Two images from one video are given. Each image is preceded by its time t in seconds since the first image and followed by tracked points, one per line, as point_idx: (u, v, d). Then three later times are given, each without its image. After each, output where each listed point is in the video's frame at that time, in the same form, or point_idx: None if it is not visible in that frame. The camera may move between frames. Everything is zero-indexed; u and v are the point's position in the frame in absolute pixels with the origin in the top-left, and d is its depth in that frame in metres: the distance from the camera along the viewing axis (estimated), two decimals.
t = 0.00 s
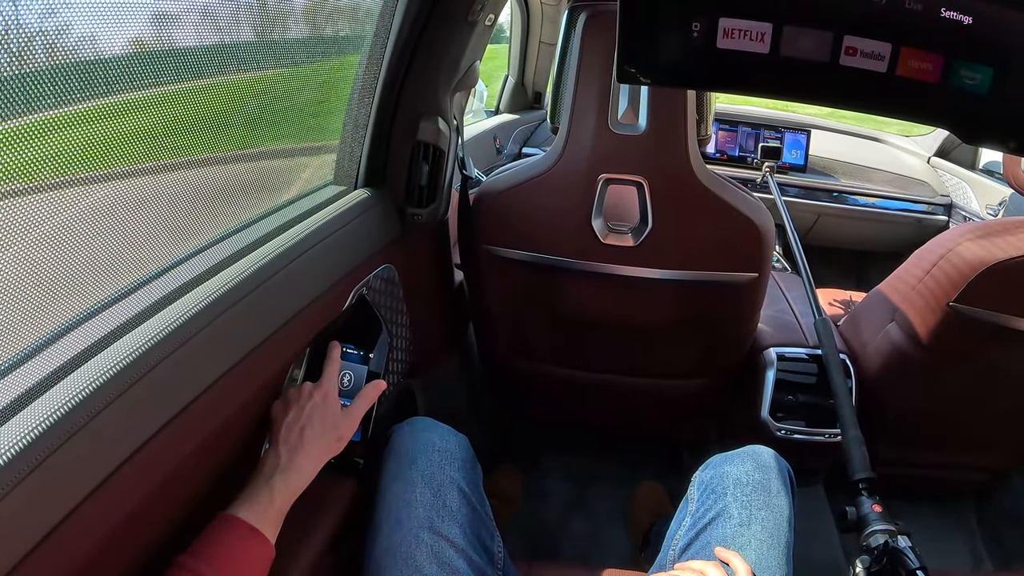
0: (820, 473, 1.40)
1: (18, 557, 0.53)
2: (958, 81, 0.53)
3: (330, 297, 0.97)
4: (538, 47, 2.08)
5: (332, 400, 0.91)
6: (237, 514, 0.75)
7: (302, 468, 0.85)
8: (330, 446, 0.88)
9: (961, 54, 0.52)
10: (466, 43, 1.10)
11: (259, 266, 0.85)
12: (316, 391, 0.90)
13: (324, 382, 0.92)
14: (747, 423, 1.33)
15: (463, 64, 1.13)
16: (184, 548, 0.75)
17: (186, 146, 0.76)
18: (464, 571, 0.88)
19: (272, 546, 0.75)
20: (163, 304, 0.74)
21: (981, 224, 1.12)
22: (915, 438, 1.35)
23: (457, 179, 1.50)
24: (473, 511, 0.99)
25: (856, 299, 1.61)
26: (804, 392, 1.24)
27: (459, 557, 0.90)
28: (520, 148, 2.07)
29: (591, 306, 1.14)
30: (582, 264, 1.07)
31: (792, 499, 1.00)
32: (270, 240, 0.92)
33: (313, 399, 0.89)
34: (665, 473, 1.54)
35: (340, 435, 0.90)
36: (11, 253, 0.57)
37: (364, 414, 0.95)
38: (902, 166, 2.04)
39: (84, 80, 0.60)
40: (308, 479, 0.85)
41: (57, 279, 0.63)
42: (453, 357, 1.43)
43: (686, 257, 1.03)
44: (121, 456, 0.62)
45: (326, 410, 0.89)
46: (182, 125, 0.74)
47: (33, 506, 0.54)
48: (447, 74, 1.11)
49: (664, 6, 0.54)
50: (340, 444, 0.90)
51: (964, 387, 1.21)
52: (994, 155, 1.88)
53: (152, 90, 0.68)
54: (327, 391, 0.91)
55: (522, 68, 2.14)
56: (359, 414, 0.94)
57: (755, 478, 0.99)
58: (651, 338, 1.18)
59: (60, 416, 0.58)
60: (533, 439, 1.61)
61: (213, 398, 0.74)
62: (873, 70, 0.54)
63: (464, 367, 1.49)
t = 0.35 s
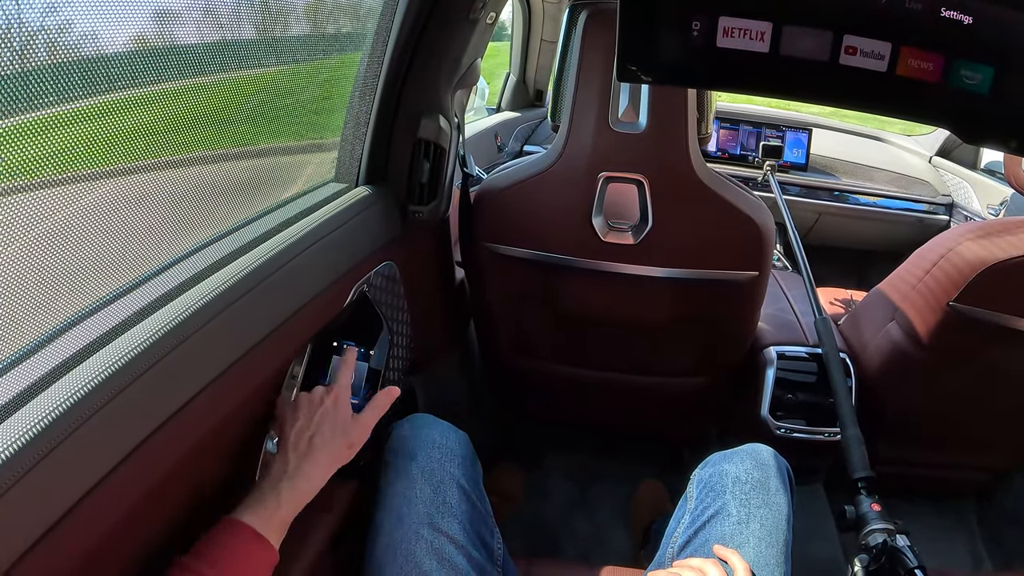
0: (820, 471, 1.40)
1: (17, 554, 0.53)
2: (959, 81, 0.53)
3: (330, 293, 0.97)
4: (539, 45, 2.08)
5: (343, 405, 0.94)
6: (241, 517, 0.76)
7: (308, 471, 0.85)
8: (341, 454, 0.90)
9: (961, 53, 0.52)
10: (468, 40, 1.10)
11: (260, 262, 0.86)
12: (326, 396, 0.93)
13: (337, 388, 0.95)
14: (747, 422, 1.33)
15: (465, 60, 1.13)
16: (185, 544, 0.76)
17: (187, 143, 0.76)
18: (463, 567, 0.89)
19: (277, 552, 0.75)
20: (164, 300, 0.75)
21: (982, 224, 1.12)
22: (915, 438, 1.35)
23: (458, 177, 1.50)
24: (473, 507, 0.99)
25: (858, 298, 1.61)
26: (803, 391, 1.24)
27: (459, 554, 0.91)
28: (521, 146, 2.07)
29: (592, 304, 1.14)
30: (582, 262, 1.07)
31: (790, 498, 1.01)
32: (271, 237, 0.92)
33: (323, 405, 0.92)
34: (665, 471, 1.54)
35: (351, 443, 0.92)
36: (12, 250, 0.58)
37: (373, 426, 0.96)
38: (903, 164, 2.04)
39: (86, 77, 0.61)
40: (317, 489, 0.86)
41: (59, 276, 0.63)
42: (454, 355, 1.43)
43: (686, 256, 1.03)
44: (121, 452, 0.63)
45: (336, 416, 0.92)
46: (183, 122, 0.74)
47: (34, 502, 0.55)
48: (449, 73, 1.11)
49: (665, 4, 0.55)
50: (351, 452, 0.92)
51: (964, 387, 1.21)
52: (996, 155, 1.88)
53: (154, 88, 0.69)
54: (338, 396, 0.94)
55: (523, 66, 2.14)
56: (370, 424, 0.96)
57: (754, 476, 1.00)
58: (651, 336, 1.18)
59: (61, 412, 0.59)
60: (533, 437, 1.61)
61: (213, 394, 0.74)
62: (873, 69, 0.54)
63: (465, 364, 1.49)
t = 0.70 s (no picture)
0: (821, 472, 1.40)
1: (19, 558, 0.53)
2: (964, 83, 0.53)
3: (334, 292, 0.97)
4: (542, 43, 2.05)
5: (367, 467, 0.90)
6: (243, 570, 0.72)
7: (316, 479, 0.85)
8: (355, 517, 0.84)
9: (967, 55, 0.52)
10: (472, 38, 1.09)
11: (263, 261, 0.86)
12: (352, 458, 0.90)
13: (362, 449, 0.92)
14: (749, 422, 1.33)
15: (469, 59, 1.13)
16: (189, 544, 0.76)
17: (190, 140, 0.76)
18: (468, 567, 0.88)
19: None
20: (167, 299, 0.75)
21: (985, 224, 1.12)
22: (917, 438, 1.35)
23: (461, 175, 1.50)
24: (476, 507, 0.99)
25: (860, 298, 1.60)
26: (806, 391, 1.24)
27: (463, 554, 0.90)
28: (523, 144, 2.07)
29: (595, 304, 1.14)
30: (586, 261, 1.07)
31: (793, 499, 1.01)
32: (274, 235, 0.92)
33: (346, 464, 0.89)
34: (666, 471, 1.54)
35: (368, 510, 0.85)
36: (15, 248, 0.58)
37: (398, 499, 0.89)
38: (905, 165, 2.04)
39: (88, 75, 0.61)
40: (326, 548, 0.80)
41: (62, 274, 0.63)
42: (456, 354, 1.43)
43: (690, 256, 1.03)
44: (124, 453, 0.62)
45: (358, 477, 0.87)
46: (186, 120, 0.74)
47: (36, 503, 0.54)
48: (452, 71, 1.11)
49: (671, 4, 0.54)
50: (366, 521, 0.85)
51: (966, 388, 1.21)
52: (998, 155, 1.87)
53: (156, 85, 0.69)
54: (363, 458, 0.91)
55: (526, 63, 2.13)
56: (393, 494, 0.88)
57: (757, 477, 1.00)
58: (654, 336, 1.18)
59: (64, 413, 0.59)
60: (535, 436, 1.61)
61: (217, 393, 0.74)
62: (879, 71, 0.54)
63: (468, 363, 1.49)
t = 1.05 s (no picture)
0: (824, 470, 1.40)
1: (23, 558, 0.52)
2: (971, 82, 0.53)
3: (337, 289, 0.97)
4: (546, 40, 2.06)
5: (347, 457, 0.89)
6: (231, 566, 0.71)
7: (319, 475, 0.85)
8: (337, 506, 0.84)
9: (973, 54, 0.52)
10: (477, 35, 1.09)
11: (266, 258, 0.85)
12: (330, 448, 0.89)
13: (340, 439, 0.91)
14: (752, 421, 1.33)
15: (474, 55, 1.12)
16: (195, 542, 0.75)
17: (192, 136, 0.75)
18: (472, 566, 0.88)
19: None
20: (169, 296, 0.74)
21: (989, 224, 1.11)
22: (921, 437, 1.35)
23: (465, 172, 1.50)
24: (481, 505, 0.99)
25: (864, 296, 1.60)
26: (809, 389, 1.24)
27: (467, 552, 0.90)
28: (526, 142, 2.07)
29: (599, 302, 1.14)
30: (591, 259, 1.07)
31: (799, 498, 1.00)
32: (277, 232, 0.92)
33: (325, 455, 0.88)
34: (669, 469, 1.54)
35: (349, 498, 0.86)
36: (16, 246, 0.57)
37: (377, 484, 0.90)
38: (909, 163, 2.04)
39: (89, 70, 0.60)
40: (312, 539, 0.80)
41: (64, 271, 0.63)
42: (460, 351, 1.43)
43: (695, 253, 1.03)
44: (128, 453, 0.62)
45: (339, 468, 0.87)
46: (187, 116, 0.74)
47: (39, 502, 0.54)
48: (457, 68, 1.10)
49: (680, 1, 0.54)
50: (349, 510, 0.85)
51: (969, 386, 1.21)
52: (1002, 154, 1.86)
53: (157, 81, 0.68)
54: (341, 448, 0.90)
55: (530, 60, 2.12)
56: (372, 482, 0.89)
57: (762, 476, 0.99)
58: (657, 333, 1.17)
59: (67, 411, 0.58)
60: (537, 434, 1.61)
61: (221, 390, 0.74)
62: (885, 69, 0.54)
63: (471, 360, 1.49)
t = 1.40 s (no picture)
0: (824, 468, 1.40)
1: (19, 552, 0.52)
2: (972, 78, 0.52)
3: (337, 284, 0.96)
4: (547, 36, 2.07)
5: (356, 459, 0.90)
6: (234, 562, 0.71)
7: (328, 476, 0.86)
8: (344, 508, 0.85)
9: (974, 50, 0.51)
10: (478, 30, 1.10)
11: (265, 253, 0.85)
12: (341, 450, 0.90)
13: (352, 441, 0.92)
14: (753, 417, 1.33)
15: (474, 50, 1.12)
16: (194, 537, 0.75)
17: (192, 133, 0.75)
18: (472, 561, 0.88)
19: None
20: (169, 291, 0.74)
21: (990, 221, 1.11)
22: (921, 435, 1.35)
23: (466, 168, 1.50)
24: (480, 500, 0.99)
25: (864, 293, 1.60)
26: (810, 386, 1.23)
27: (466, 547, 0.90)
28: (527, 138, 2.07)
29: (599, 298, 1.14)
30: (591, 255, 1.07)
31: (800, 495, 1.00)
32: (277, 227, 0.92)
33: (336, 456, 0.89)
34: (669, 466, 1.54)
35: (357, 500, 0.86)
36: (16, 242, 0.57)
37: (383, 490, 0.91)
38: (911, 161, 2.04)
39: (89, 67, 0.60)
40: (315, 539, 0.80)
41: (62, 266, 0.63)
42: (460, 347, 1.42)
43: (695, 249, 1.03)
44: (123, 448, 0.61)
45: (349, 469, 0.88)
46: (188, 112, 0.73)
47: (36, 498, 0.54)
48: (458, 62, 1.10)
49: None
50: (355, 511, 0.86)
51: (970, 384, 1.21)
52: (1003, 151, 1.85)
53: (158, 78, 0.68)
54: (352, 450, 0.91)
55: (531, 56, 2.11)
56: (380, 487, 0.90)
57: (763, 473, 0.99)
58: (658, 329, 1.17)
59: (65, 406, 0.58)
60: (537, 430, 1.61)
61: (219, 385, 0.74)
62: (886, 64, 0.54)
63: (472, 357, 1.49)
